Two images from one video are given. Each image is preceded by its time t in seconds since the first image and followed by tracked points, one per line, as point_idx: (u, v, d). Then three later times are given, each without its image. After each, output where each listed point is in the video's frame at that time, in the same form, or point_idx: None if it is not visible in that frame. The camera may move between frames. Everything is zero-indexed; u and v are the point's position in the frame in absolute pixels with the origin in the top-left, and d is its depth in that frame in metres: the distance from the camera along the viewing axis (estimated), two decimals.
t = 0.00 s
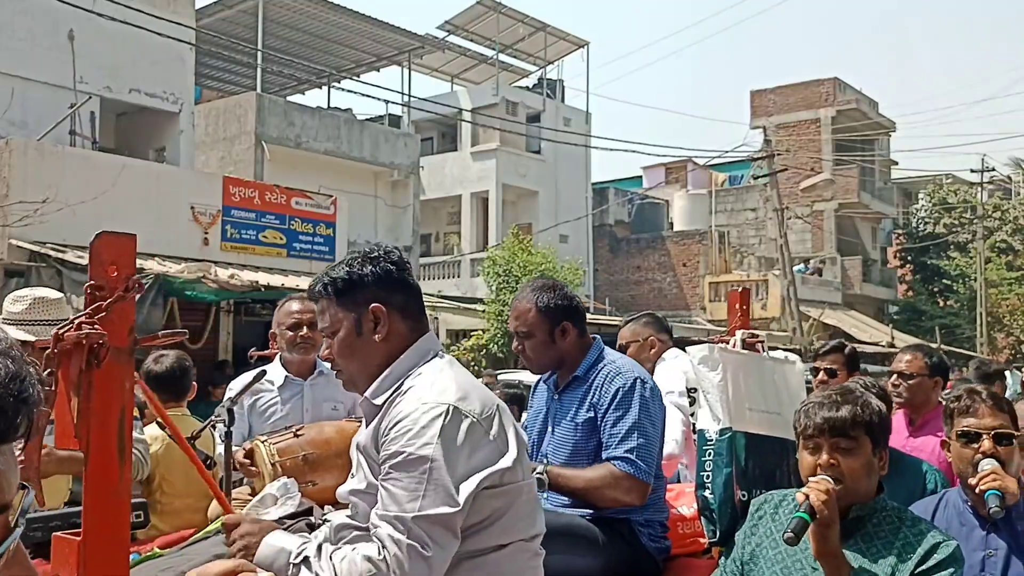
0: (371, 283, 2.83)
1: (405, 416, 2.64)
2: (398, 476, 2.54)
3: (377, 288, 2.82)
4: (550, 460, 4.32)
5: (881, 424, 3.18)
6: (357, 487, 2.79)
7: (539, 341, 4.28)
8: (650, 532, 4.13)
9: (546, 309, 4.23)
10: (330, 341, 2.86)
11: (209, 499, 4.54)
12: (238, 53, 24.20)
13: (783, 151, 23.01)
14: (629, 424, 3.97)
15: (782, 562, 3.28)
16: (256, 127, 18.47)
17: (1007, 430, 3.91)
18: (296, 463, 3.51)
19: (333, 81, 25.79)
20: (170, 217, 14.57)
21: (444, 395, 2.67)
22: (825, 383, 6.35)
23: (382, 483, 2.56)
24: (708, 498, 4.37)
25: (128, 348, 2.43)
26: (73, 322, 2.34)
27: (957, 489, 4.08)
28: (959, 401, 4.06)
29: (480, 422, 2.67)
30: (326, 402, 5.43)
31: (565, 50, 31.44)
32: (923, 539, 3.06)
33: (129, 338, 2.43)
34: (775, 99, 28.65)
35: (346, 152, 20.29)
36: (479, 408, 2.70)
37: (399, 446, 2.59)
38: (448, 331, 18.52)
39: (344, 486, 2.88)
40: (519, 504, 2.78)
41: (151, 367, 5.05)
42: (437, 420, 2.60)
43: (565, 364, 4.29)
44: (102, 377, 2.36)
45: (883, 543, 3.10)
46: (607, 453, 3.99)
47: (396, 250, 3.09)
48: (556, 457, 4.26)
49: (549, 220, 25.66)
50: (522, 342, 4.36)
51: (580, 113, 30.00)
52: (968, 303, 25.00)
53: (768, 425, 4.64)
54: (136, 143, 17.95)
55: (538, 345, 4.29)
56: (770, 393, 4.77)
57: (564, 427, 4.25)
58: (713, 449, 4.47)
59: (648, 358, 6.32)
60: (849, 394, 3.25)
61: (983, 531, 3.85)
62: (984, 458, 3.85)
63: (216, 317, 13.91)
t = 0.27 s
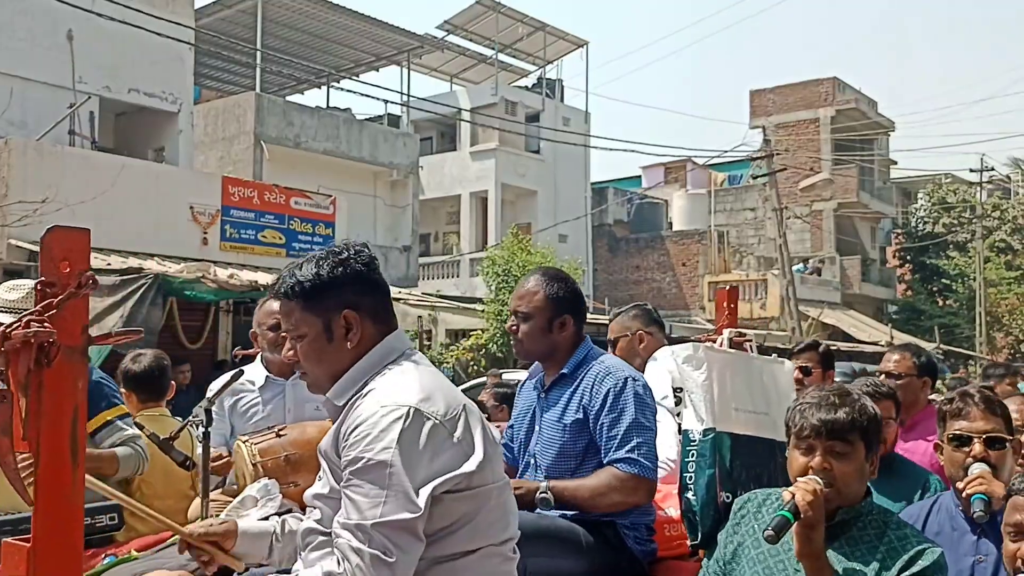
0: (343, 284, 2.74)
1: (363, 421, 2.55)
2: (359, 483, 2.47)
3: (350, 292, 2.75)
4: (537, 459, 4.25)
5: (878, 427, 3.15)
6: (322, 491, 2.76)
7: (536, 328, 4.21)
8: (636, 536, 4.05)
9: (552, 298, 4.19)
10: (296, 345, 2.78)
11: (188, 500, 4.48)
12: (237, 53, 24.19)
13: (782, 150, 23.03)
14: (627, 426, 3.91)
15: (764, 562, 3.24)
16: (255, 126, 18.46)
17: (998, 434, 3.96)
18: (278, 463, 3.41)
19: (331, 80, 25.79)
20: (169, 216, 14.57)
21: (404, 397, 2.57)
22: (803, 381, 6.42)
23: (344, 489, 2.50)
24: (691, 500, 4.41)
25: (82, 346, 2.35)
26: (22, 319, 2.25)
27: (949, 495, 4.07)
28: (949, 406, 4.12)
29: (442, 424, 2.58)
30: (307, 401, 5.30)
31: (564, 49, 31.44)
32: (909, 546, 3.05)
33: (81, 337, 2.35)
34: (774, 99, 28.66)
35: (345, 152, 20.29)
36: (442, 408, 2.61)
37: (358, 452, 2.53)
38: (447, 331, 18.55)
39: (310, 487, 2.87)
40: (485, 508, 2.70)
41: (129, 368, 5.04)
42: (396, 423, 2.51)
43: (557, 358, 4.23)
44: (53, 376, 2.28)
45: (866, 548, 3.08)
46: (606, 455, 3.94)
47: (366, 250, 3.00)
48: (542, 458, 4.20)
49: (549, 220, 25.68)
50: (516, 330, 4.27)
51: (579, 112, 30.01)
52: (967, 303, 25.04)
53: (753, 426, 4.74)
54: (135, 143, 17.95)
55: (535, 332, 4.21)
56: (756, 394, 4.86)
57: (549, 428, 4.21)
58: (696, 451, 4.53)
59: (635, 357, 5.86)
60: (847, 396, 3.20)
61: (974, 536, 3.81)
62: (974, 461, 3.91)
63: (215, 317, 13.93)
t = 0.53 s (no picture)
0: (312, 285, 2.64)
1: (336, 429, 2.41)
2: (326, 492, 2.33)
3: (320, 293, 2.64)
4: (522, 462, 4.15)
5: (857, 426, 3.20)
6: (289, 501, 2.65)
7: (531, 322, 4.16)
8: (620, 538, 3.98)
9: (552, 294, 4.17)
10: (266, 346, 2.67)
11: (169, 500, 4.68)
12: (234, 54, 24.36)
13: (775, 151, 23.25)
14: (614, 431, 3.84)
15: (750, 566, 3.27)
16: (251, 127, 18.60)
17: (983, 436, 4.15)
18: (259, 465, 3.57)
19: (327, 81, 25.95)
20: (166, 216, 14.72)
21: (379, 404, 2.43)
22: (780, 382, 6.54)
23: (310, 499, 2.35)
24: (672, 502, 4.26)
25: (44, 348, 2.04)
26: None
27: (934, 495, 3.99)
28: (933, 410, 4.33)
29: (419, 433, 2.43)
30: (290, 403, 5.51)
31: (559, 50, 31.66)
32: (893, 543, 3.06)
33: (44, 339, 2.04)
34: (767, 100, 28.88)
35: (340, 152, 20.44)
36: (417, 417, 2.45)
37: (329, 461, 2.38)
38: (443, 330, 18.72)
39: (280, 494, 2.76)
40: (462, 518, 2.56)
41: (111, 369, 5.11)
42: (370, 433, 2.37)
43: (545, 357, 4.16)
44: (11, 380, 1.98)
45: (850, 550, 3.09)
46: (593, 461, 3.87)
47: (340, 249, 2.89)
48: (527, 460, 4.11)
49: (543, 220, 25.87)
50: (510, 322, 4.23)
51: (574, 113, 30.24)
52: (959, 302, 25.30)
53: (737, 427, 4.53)
54: (132, 143, 18.10)
55: (529, 325, 4.16)
56: (741, 395, 4.64)
57: (534, 428, 4.11)
58: (678, 453, 4.31)
59: (631, 352, 5.70)
60: (825, 397, 3.25)
61: (961, 538, 3.75)
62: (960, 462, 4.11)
63: (211, 317, 14.06)
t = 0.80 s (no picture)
0: (297, 280, 2.54)
1: (298, 431, 2.33)
2: (277, 495, 2.27)
3: (304, 288, 2.54)
4: (503, 462, 4.06)
5: (838, 428, 3.18)
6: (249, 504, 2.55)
7: (517, 320, 4.10)
8: (601, 542, 3.87)
9: (539, 293, 4.13)
10: (240, 341, 2.56)
11: (144, 503, 4.50)
12: (226, 54, 24.35)
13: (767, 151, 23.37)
14: (594, 433, 3.75)
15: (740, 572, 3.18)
16: (243, 127, 18.58)
17: (960, 432, 4.11)
18: (235, 466, 3.59)
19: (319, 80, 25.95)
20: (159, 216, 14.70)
21: (347, 407, 2.36)
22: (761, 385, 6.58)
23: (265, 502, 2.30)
24: (650, 506, 4.14)
25: None
26: None
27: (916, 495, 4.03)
28: (914, 408, 4.29)
29: (389, 438, 2.36)
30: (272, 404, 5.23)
31: (551, 51, 31.73)
32: (882, 542, 3.07)
33: None
34: (759, 100, 28.99)
35: (333, 152, 20.44)
36: (389, 424, 2.38)
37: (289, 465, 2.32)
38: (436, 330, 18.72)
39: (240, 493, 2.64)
40: (433, 525, 2.48)
41: (87, 371, 4.97)
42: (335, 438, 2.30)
43: (528, 356, 4.10)
44: None
45: (842, 552, 3.07)
46: (573, 463, 3.78)
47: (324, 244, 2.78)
48: (507, 462, 4.02)
49: (536, 220, 25.93)
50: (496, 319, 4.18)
51: (566, 113, 30.33)
52: (950, 303, 25.51)
53: (720, 427, 4.49)
54: (124, 143, 18.06)
55: (512, 322, 4.10)
56: (724, 395, 4.62)
57: (514, 430, 4.03)
58: (656, 454, 4.24)
59: (608, 355, 5.69)
60: (803, 399, 3.24)
61: (943, 536, 3.79)
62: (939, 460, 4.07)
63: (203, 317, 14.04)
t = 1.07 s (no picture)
0: (266, 273, 2.57)
1: (275, 429, 2.35)
2: (261, 496, 2.28)
3: (272, 282, 2.57)
4: (476, 462, 4.03)
5: (817, 429, 3.21)
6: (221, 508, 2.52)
7: (494, 317, 4.11)
8: (575, 543, 3.83)
9: (519, 289, 4.15)
10: (207, 335, 2.59)
11: (112, 505, 4.53)
12: (215, 53, 24.30)
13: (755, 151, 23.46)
14: (566, 431, 3.73)
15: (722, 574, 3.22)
16: (232, 126, 18.55)
17: (935, 430, 4.03)
18: (206, 469, 3.73)
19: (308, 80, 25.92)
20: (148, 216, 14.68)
21: (324, 404, 2.39)
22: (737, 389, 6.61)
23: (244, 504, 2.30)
24: (625, 507, 4.02)
25: None
26: None
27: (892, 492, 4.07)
28: (884, 406, 4.20)
29: (363, 435, 2.40)
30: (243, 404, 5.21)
31: (540, 51, 31.80)
32: (857, 543, 3.12)
33: None
34: (748, 100, 29.11)
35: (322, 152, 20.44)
36: (361, 420, 2.41)
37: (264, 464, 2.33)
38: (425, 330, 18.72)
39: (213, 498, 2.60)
40: (407, 522, 2.53)
41: (50, 371, 4.94)
42: (309, 435, 2.32)
43: (502, 353, 4.09)
44: None
45: (818, 552, 3.12)
46: (545, 461, 3.76)
47: (295, 240, 2.82)
48: (481, 462, 3.98)
49: (525, 220, 25.96)
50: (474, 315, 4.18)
51: (555, 113, 30.39)
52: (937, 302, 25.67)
53: (697, 428, 4.33)
54: (112, 142, 18.02)
55: (494, 318, 4.11)
56: (702, 395, 4.45)
57: (486, 428, 4.00)
58: (631, 455, 4.09)
59: (590, 349, 5.77)
60: (783, 398, 3.26)
61: (922, 534, 3.84)
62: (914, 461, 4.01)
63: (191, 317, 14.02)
